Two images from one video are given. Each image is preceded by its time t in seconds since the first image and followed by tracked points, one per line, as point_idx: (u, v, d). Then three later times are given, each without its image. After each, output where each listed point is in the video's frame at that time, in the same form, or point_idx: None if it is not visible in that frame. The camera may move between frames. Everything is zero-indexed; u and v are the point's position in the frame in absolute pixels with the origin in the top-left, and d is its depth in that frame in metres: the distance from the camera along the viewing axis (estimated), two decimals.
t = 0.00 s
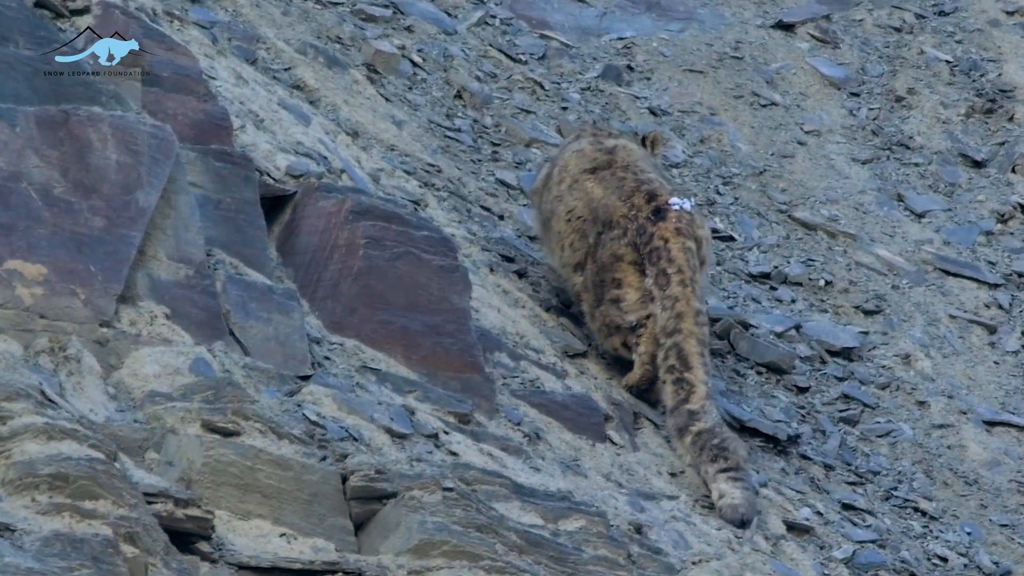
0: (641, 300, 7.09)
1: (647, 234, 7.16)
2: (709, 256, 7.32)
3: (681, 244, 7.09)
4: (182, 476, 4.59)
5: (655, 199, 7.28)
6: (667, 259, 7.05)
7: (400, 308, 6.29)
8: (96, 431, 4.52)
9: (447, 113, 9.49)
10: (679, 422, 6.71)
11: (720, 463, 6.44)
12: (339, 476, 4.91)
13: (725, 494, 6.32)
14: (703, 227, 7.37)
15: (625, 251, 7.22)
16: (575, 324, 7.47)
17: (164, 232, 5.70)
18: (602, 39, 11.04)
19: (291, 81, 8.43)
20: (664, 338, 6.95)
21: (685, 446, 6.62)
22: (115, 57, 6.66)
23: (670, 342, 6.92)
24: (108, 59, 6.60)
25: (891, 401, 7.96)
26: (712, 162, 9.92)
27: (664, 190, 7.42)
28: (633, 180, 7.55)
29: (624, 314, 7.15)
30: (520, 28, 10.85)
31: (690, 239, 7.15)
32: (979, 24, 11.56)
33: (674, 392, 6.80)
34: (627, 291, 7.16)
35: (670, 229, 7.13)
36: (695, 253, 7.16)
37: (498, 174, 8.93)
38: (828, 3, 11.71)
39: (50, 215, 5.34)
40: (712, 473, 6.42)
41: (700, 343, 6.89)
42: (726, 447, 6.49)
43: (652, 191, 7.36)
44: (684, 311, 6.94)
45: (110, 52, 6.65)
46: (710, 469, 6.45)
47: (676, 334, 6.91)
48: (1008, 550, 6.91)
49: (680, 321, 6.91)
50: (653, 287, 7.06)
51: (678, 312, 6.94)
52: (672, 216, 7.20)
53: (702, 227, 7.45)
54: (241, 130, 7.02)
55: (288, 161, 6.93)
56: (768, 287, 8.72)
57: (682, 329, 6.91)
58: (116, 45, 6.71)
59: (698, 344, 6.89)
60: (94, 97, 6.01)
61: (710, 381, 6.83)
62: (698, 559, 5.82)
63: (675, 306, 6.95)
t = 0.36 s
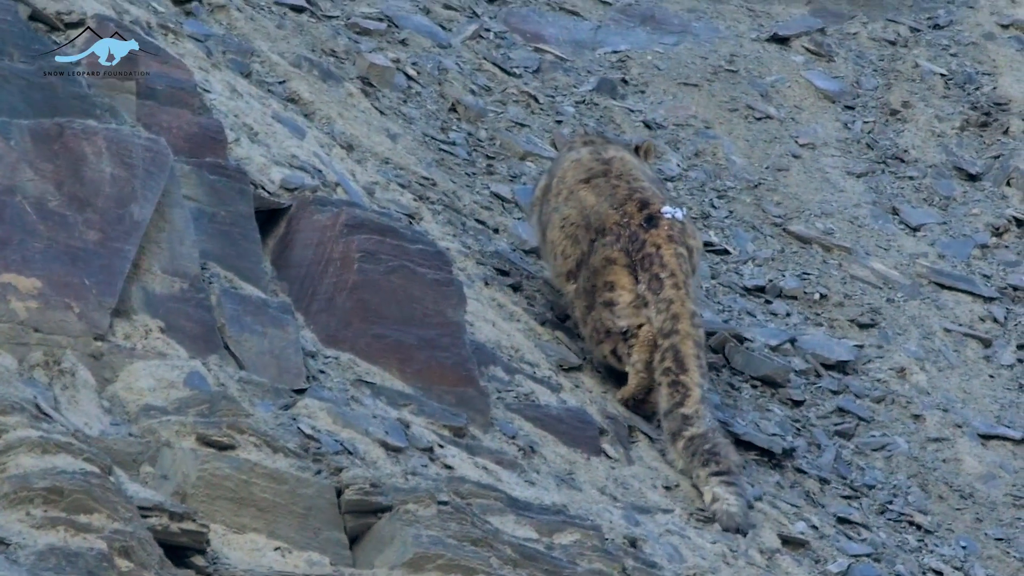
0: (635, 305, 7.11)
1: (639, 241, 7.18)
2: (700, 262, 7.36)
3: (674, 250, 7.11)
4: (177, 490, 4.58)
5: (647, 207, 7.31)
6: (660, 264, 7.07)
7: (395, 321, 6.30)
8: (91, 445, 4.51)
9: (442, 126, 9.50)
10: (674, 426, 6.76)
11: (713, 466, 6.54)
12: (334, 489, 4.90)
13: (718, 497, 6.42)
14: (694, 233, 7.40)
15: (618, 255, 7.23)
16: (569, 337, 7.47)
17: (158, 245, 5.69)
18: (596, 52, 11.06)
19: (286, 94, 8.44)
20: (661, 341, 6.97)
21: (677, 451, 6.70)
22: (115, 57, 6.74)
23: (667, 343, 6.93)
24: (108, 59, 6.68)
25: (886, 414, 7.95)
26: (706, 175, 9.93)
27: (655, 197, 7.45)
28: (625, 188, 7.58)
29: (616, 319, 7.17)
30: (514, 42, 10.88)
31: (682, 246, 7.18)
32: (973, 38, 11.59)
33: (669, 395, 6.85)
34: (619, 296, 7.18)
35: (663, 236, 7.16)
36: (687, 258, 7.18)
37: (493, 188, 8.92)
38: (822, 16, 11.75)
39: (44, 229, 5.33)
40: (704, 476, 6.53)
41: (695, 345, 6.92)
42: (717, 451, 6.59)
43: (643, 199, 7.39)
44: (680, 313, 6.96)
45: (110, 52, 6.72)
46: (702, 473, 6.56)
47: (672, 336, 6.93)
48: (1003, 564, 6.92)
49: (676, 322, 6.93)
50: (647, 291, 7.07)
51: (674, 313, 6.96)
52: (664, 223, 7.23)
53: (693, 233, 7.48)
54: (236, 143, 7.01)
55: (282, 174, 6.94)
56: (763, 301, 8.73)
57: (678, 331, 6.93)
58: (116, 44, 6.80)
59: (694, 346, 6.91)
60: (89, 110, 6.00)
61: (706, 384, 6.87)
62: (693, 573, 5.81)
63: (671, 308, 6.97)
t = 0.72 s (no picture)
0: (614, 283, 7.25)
1: (622, 218, 7.34)
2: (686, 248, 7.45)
3: (655, 228, 7.25)
4: (168, 502, 4.57)
5: (634, 187, 7.49)
6: (640, 241, 7.21)
7: (386, 333, 6.29)
8: (82, 457, 4.51)
9: (434, 138, 9.50)
10: (653, 400, 6.90)
11: (690, 440, 6.70)
12: (326, 501, 4.89)
13: (695, 471, 6.62)
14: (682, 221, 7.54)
15: (600, 232, 7.40)
16: (561, 349, 7.47)
17: (150, 257, 5.68)
18: (588, 63, 11.08)
19: (278, 105, 8.44)
20: (639, 316, 7.09)
21: (657, 426, 6.84)
22: (115, 57, 6.93)
23: (645, 318, 7.04)
24: (108, 59, 6.86)
25: (878, 426, 7.96)
26: (698, 187, 9.93)
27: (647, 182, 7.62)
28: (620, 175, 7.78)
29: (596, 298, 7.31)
30: (506, 53, 10.89)
31: (666, 226, 7.30)
32: (965, 49, 11.62)
33: (651, 367, 6.96)
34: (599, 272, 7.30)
35: (646, 214, 7.31)
36: (669, 239, 7.31)
37: (485, 199, 8.92)
38: (813, 28, 11.77)
39: (36, 240, 5.33)
40: (681, 450, 6.68)
41: (674, 319, 7.01)
42: (693, 425, 6.75)
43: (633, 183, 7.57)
44: (657, 288, 7.07)
45: (110, 53, 6.91)
46: (679, 447, 6.71)
47: (650, 311, 7.04)
48: None
49: (652, 297, 7.05)
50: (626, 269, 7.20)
51: (651, 289, 7.08)
52: (649, 203, 7.39)
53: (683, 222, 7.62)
54: (228, 155, 7.01)
55: (274, 186, 6.94)
56: (754, 312, 8.74)
57: (655, 306, 7.04)
58: (116, 45, 7.00)
59: (673, 320, 7.01)
60: (80, 122, 6.00)
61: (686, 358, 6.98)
62: None
63: (648, 284, 7.09)
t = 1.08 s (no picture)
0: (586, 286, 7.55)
1: (602, 223, 7.55)
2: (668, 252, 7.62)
3: (631, 238, 7.44)
4: (157, 512, 4.56)
5: (622, 191, 7.65)
6: (613, 250, 7.43)
7: (374, 343, 6.27)
8: (71, 467, 4.50)
9: (423, 148, 9.50)
10: (613, 401, 7.10)
11: (653, 437, 6.85)
12: (314, 511, 4.87)
13: (658, 468, 6.73)
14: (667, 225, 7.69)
15: (579, 233, 7.63)
16: (549, 359, 7.48)
17: (138, 267, 5.67)
18: (577, 74, 11.09)
19: (266, 115, 8.43)
20: (601, 325, 7.37)
21: (618, 426, 7.00)
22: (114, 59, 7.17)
23: (607, 328, 7.32)
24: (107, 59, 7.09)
25: (866, 437, 7.96)
26: (687, 197, 9.93)
27: (639, 183, 7.77)
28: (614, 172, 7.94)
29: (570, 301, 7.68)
30: (495, 63, 10.91)
31: (643, 236, 7.48)
32: (954, 60, 11.65)
33: (609, 374, 7.20)
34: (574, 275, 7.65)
35: (624, 223, 7.50)
36: (646, 249, 7.49)
37: (473, 210, 8.91)
38: (802, 38, 11.80)
39: (24, 251, 5.32)
40: (645, 447, 6.82)
41: (635, 332, 7.29)
42: (655, 423, 6.91)
43: (623, 184, 7.72)
44: (621, 301, 7.34)
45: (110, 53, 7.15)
46: (643, 444, 6.84)
47: (612, 322, 7.32)
48: None
49: (616, 309, 7.32)
50: (597, 275, 7.45)
51: (615, 301, 7.35)
52: (631, 210, 7.56)
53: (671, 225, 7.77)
54: (217, 165, 7.01)
55: (263, 197, 6.94)
56: (743, 322, 8.75)
57: (618, 318, 7.32)
58: (114, 47, 7.25)
59: (633, 332, 7.29)
60: (68, 132, 5.99)
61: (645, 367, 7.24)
62: None
63: (613, 295, 7.35)
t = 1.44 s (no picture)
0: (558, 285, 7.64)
1: (573, 223, 7.66)
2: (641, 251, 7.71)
3: (601, 235, 7.55)
4: (142, 521, 4.56)
5: (593, 193, 7.77)
6: (583, 247, 7.53)
7: (360, 354, 6.27)
8: (56, 477, 4.50)
9: (407, 158, 9.51)
10: (582, 389, 7.20)
11: (622, 426, 6.94)
12: (299, 521, 4.87)
13: (628, 459, 6.81)
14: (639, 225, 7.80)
15: (551, 235, 7.75)
16: (534, 369, 7.48)
17: (123, 277, 5.66)
18: (562, 84, 11.11)
19: (251, 125, 8.42)
20: (570, 319, 7.44)
21: (588, 413, 7.09)
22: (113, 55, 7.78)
23: (575, 320, 7.41)
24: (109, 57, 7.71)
25: (851, 447, 7.97)
26: (671, 208, 9.95)
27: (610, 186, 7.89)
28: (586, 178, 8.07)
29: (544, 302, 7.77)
30: (480, 74, 10.92)
31: (613, 233, 7.58)
32: (938, 70, 11.69)
33: (578, 364, 7.29)
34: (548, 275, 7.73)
35: (595, 221, 7.60)
36: (617, 245, 7.58)
37: (458, 220, 8.91)
38: (786, 49, 11.83)
39: (9, 262, 5.31)
40: (614, 437, 6.92)
41: (603, 323, 7.37)
42: (625, 411, 7.00)
43: (594, 187, 7.85)
44: (590, 295, 7.43)
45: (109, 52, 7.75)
46: (612, 432, 6.95)
47: (580, 314, 7.40)
48: None
49: (584, 302, 7.41)
50: (568, 271, 7.55)
51: (584, 295, 7.44)
52: (602, 209, 7.68)
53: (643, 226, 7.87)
54: (201, 175, 7.00)
55: (247, 207, 6.93)
56: (727, 332, 8.76)
57: (586, 310, 7.40)
58: (114, 45, 7.87)
59: (601, 324, 7.37)
60: (53, 142, 5.99)
61: (613, 357, 7.31)
62: None
63: (582, 289, 7.44)
